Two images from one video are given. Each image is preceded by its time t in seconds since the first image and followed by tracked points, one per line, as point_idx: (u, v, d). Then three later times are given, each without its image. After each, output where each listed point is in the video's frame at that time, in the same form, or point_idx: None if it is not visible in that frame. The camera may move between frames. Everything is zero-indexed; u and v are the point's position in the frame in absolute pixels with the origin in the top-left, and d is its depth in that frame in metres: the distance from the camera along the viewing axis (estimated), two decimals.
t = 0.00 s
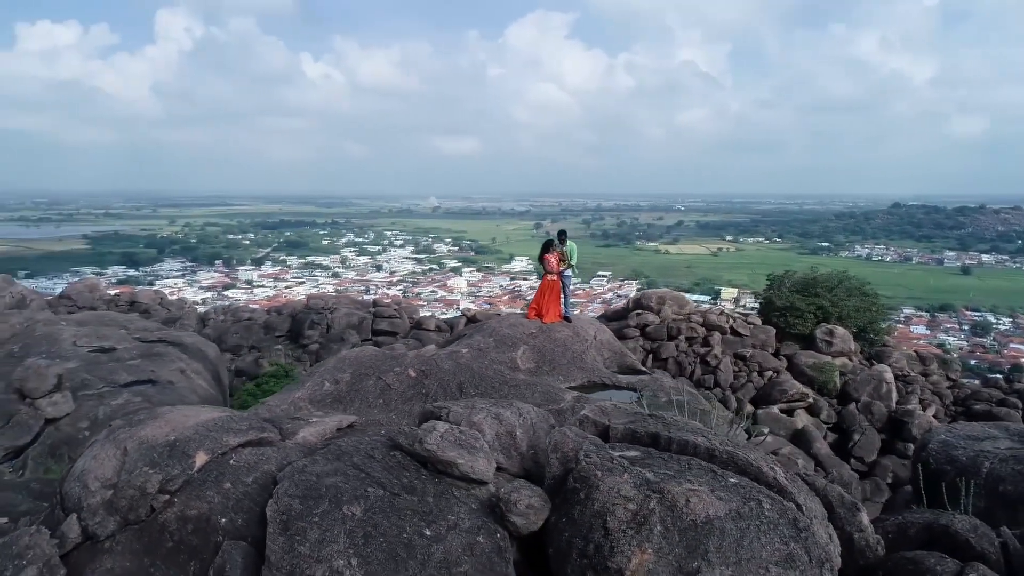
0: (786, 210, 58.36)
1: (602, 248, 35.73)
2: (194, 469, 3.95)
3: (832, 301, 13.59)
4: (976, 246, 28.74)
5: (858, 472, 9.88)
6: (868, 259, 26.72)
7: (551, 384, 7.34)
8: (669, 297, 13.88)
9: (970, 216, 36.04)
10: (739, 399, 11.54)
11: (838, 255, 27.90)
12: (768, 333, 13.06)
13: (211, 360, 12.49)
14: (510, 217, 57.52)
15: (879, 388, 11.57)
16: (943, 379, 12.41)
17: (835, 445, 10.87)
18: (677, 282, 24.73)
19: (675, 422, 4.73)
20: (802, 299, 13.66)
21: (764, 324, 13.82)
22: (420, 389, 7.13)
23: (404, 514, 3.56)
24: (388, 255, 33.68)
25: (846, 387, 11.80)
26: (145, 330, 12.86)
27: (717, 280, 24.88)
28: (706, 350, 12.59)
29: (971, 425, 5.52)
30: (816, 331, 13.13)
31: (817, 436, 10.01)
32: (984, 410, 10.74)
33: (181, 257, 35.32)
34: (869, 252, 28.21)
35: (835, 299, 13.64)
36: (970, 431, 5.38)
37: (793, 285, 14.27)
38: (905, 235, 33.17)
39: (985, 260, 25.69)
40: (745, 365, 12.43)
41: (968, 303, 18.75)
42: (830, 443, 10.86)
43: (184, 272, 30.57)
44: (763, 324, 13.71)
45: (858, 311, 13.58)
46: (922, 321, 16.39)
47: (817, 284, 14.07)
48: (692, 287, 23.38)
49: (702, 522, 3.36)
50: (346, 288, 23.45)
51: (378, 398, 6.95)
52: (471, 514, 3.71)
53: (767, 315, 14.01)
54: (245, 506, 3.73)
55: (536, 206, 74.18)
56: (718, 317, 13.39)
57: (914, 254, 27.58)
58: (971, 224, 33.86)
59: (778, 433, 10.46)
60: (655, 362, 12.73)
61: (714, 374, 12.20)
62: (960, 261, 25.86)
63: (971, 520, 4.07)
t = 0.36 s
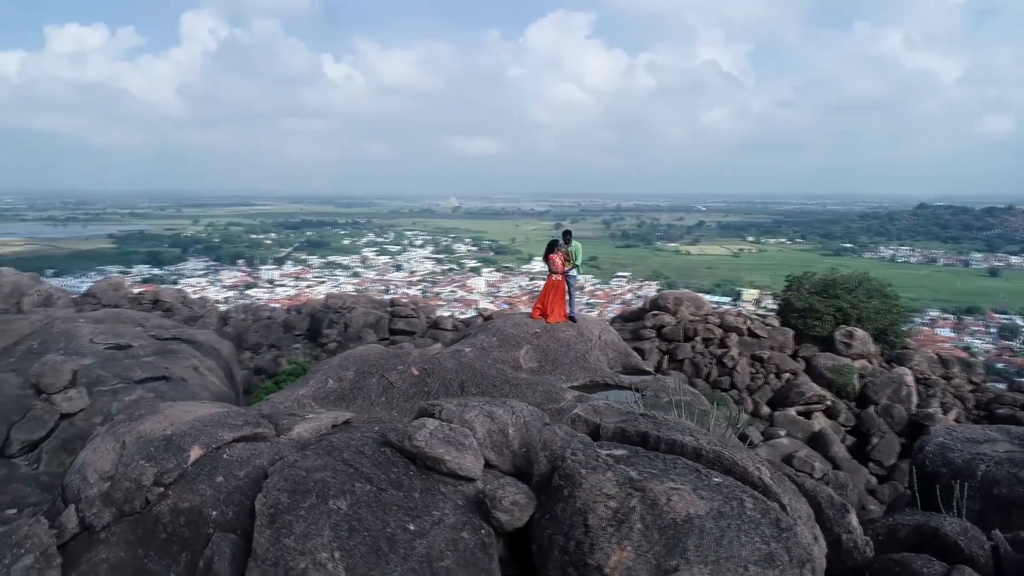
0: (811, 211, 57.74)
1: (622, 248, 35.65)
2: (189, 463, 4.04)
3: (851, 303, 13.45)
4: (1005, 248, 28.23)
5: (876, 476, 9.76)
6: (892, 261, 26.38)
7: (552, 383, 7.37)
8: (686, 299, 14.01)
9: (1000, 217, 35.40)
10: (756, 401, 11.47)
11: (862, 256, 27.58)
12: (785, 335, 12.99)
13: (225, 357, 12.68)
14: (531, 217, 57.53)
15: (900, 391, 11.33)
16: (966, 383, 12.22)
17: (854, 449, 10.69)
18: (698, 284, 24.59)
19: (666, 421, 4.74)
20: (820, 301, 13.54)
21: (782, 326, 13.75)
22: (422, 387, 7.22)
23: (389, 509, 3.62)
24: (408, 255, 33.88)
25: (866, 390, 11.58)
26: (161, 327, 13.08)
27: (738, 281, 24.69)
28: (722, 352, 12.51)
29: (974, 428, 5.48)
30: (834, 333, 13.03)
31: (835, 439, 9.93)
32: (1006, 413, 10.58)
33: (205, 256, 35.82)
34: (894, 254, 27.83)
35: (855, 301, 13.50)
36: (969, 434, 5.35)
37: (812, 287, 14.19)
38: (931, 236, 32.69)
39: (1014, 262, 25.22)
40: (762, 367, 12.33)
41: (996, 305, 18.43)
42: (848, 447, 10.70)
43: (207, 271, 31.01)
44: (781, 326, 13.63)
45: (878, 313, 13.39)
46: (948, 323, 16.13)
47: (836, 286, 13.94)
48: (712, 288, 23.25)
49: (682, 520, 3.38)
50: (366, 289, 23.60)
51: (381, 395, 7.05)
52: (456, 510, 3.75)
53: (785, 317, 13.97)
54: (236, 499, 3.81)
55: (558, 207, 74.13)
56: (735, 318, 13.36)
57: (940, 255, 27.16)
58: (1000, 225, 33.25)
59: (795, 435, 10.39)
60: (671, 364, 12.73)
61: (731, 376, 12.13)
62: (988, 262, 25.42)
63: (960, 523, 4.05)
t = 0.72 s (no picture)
0: (835, 211, 57.12)
1: (642, 249, 35.55)
2: (183, 457, 4.11)
3: (871, 304, 13.31)
4: None
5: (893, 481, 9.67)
6: (917, 262, 26.04)
7: (554, 383, 7.39)
8: (702, 300, 13.67)
9: None
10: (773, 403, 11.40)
11: (885, 258, 27.25)
12: (803, 337, 12.89)
13: (237, 355, 12.83)
14: (551, 218, 57.45)
15: (920, 395, 11.27)
16: (988, 387, 12.02)
17: (871, 452, 10.71)
18: (717, 285, 24.42)
19: (658, 421, 4.73)
20: (839, 302, 13.41)
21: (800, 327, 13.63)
22: (425, 385, 7.26)
23: (375, 506, 3.66)
24: (427, 255, 34.05)
25: (885, 393, 11.55)
26: (175, 325, 13.28)
27: (759, 282, 24.47)
28: (738, 353, 12.41)
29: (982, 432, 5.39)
30: (852, 335, 12.89)
31: (851, 442, 9.93)
32: None
33: (227, 256, 36.27)
34: (918, 255, 27.46)
35: (875, 302, 13.35)
36: (971, 437, 5.28)
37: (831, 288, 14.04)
38: (956, 237, 32.17)
39: None
40: (779, 368, 12.23)
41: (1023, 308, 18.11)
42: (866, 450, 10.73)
43: (229, 271, 31.37)
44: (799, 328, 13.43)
45: (899, 314, 13.22)
46: (974, 326, 15.87)
47: (855, 288, 13.82)
48: (732, 290, 23.07)
49: (664, 520, 3.38)
50: (386, 288, 23.71)
51: (384, 393, 7.11)
52: (442, 508, 3.78)
53: (802, 318, 13.85)
54: (227, 494, 3.87)
55: (579, 207, 74.09)
56: (752, 319, 13.22)
57: (966, 257, 26.76)
58: None
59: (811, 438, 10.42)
60: (687, 365, 12.66)
61: (747, 377, 12.04)
62: (1015, 264, 24.98)
63: (953, 527, 4.00)
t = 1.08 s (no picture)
0: (856, 211, 56.51)
1: (659, 250, 35.43)
2: (173, 455, 4.16)
3: (888, 306, 13.10)
4: None
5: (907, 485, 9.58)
6: (939, 263, 25.71)
7: (555, 383, 7.39)
8: (716, 300, 13.70)
9: None
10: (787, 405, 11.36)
11: (907, 259, 26.93)
12: (819, 339, 12.80)
13: (246, 354, 12.96)
14: (569, 218, 57.42)
15: (937, 397, 11.14)
16: (1006, 390, 11.82)
17: (887, 455, 10.80)
18: (734, 286, 24.27)
19: (649, 421, 4.71)
20: (855, 303, 13.22)
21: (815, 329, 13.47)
22: (425, 385, 7.30)
23: (358, 504, 3.68)
24: (443, 255, 34.18)
25: (901, 395, 11.43)
26: (186, 324, 13.43)
27: (776, 283, 24.28)
28: (753, 354, 12.33)
29: (988, 437, 5.31)
30: (869, 337, 12.74)
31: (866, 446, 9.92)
32: None
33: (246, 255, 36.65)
34: (940, 256, 27.10)
35: (892, 304, 13.13)
36: (972, 440, 5.20)
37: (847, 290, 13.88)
38: (980, 238, 31.72)
39: None
40: (794, 370, 12.16)
41: None
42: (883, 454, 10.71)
43: (247, 270, 31.66)
44: (815, 329, 13.34)
45: (916, 317, 13.02)
46: (995, 329, 15.63)
47: (872, 289, 13.61)
48: (750, 291, 22.92)
49: (644, 521, 3.36)
50: (403, 288, 23.79)
51: (384, 393, 7.15)
52: (426, 507, 3.79)
53: (819, 319, 13.71)
54: (214, 491, 3.91)
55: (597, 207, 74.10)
56: (767, 320, 13.13)
57: (989, 258, 26.39)
58: None
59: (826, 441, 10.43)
60: (700, 366, 12.53)
61: (761, 379, 11.98)
62: None
63: (944, 532, 3.94)
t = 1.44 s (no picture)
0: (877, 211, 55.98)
1: (674, 251, 35.31)
2: (164, 452, 4.20)
3: (904, 307, 13.02)
4: None
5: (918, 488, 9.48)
6: (959, 264, 25.41)
7: (554, 383, 7.40)
8: (730, 301, 13.64)
9: None
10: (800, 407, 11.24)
11: (926, 260, 26.64)
12: (834, 340, 12.62)
13: (254, 352, 13.06)
14: (586, 218, 57.32)
15: (954, 400, 11.10)
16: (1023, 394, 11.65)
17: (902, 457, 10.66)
18: (751, 287, 24.11)
19: (642, 422, 4.70)
20: (870, 304, 13.11)
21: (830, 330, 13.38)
22: (424, 384, 7.33)
23: (344, 502, 3.70)
24: (459, 255, 34.27)
25: (916, 398, 11.36)
26: (196, 323, 13.57)
27: (793, 284, 24.10)
28: (765, 356, 12.23)
29: (990, 440, 5.25)
30: (884, 339, 12.63)
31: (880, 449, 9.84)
32: None
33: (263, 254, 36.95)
34: (961, 257, 26.78)
35: (908, 305, 13.05)
36: (972, 444, 5.14)
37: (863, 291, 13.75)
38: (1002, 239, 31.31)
39: None
40: (807, 372, 12.03)
41: None
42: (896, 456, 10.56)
43: (264, 269, 31.93)
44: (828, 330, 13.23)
45: (933, 318, 12.96)
46: (1016, 331, 15.39)
47: (887, 290, 13.49)
48: (766, 292, 22.78)
49: (625, 522, 3.36)
50: (418, 288, 23.84)
51: (383, 392, 7.19)
52: (411, 505, 3.82)
53: (834, 320, 13.58)
54: (203, 488, 3.95)
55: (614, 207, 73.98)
56: (781, 321, 13.04)
57: (1011, 260, 26.03)
58: None
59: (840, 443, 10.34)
60: (712, 367, 12.42)
61: (774, 381, 11.87)
62: None
63: (934, 535, 3.91)
